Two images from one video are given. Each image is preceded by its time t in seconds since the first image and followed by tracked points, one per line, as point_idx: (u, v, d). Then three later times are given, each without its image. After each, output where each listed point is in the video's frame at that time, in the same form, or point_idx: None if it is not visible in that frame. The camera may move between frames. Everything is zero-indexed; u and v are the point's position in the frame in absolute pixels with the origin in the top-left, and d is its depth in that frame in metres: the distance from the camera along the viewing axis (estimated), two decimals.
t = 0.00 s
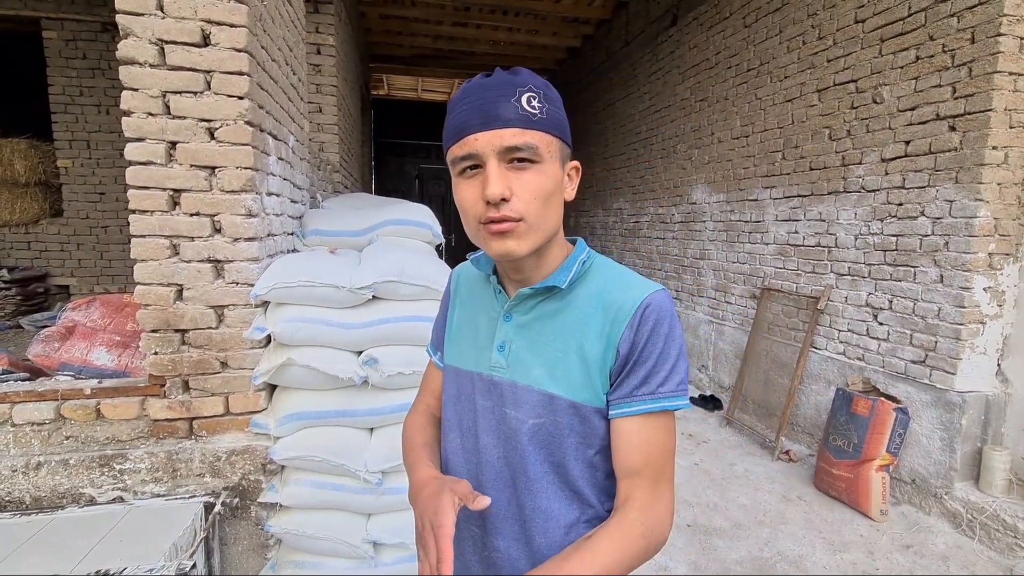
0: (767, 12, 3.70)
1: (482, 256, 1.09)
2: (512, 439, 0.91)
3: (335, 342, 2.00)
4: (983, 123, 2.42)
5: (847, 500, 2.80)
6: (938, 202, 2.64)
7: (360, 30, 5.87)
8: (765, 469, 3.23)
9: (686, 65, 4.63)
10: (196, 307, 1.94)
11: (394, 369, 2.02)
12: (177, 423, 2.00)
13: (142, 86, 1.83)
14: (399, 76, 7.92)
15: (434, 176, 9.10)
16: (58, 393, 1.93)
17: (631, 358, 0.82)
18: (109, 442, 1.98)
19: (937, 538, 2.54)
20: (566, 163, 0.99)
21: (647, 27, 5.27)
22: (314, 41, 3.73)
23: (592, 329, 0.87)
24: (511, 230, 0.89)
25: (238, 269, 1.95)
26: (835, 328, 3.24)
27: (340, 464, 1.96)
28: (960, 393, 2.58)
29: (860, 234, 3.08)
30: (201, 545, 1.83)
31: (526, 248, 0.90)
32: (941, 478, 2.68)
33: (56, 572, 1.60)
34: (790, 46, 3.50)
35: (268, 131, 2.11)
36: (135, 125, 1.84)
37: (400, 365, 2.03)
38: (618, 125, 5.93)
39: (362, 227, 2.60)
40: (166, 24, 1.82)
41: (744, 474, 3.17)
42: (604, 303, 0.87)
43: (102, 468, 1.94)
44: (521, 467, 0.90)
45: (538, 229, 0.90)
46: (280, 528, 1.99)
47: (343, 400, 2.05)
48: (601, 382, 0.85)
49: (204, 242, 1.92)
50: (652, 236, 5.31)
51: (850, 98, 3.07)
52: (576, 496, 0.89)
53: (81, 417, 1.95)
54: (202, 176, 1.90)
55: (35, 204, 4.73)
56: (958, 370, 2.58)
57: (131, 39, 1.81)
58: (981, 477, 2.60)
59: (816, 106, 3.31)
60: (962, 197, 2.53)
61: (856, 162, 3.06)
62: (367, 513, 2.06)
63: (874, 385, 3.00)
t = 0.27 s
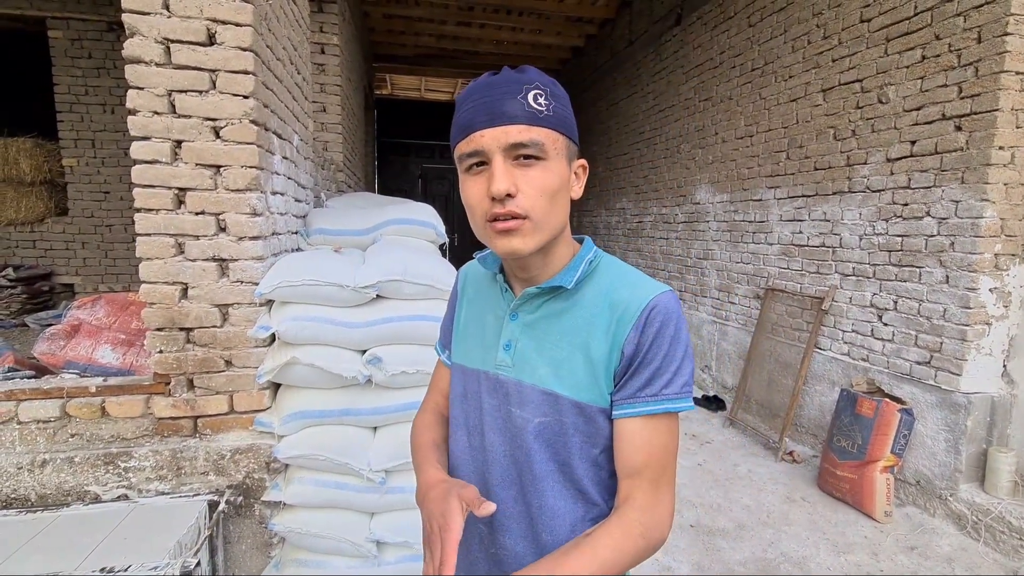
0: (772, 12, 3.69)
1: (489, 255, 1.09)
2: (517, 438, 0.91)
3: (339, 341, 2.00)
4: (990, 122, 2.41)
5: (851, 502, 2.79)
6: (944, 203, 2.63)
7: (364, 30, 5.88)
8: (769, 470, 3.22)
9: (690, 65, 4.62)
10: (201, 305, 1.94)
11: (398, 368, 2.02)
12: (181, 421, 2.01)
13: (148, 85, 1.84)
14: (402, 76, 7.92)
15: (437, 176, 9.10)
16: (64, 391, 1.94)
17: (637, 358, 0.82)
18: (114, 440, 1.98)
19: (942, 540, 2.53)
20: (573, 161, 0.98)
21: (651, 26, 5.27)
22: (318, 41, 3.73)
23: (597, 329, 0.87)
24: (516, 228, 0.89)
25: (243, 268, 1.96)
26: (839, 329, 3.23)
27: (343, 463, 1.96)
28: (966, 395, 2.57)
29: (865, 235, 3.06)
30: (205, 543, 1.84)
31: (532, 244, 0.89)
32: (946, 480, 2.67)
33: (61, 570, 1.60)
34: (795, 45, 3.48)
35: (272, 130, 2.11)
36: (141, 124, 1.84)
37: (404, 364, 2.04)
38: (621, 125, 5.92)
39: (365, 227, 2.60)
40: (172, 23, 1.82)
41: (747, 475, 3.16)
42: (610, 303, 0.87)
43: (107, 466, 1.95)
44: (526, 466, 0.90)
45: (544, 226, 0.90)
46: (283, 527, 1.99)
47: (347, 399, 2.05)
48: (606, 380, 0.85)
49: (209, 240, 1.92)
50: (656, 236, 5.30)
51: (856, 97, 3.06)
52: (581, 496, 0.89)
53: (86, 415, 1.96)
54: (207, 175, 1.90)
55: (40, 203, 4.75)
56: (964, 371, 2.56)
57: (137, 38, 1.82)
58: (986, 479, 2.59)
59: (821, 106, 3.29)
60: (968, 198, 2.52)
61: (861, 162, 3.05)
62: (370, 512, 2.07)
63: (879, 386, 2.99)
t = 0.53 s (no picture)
0: (777, 10, 3.67)
1: (497, 254, 1.09)
2: (524, 437, 0.90)
3: (343, 340, 2.01)
4: (998, 121, 2.39)
5: (856, 503, 2.78)
6: (950, 202, 2.61)
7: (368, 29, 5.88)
8: (773, 470, 3.21)
9: (695, 64, 4.61)
10: (205, 304, 1.95)
11: (401, 367, 2.02)
12: (186, 419, 2.01)
13: (154, 84, 1.84)
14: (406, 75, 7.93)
15: (440, 175, 9.10)
16: (69, 388, 1.95)
17: (645, 359, 0.82)
18: (119, 438, 1.99)
19: (948, 541, 2.52)
20: (581, 159, 0.98)
21: (655, 25, 5.25)
22: (323, 40, 3.74)
23: (604, 329, 0.86)
24: (523, 228, 0.89)
25: (247, 266, 1.96)
26: (844, 329, 3.22)
27: (347, 461, 1.97)
28: (972, 395, 2.56)
29: (870, 234, 3.05)
30: (210, 541, 1.84)
31: (539, 245, 0.89)
32: (951, 481, 2.65)
33: (66, 567, 1.61)
34: (800, 44, 3.47)
35: (277, 129, 2.12)
36: (147, 123, 1.85)
37: (408, 363, 2.04)
38: (625, 124, 5.91)
39: (369, 226, 2.60)
40: (177, 22, 1.83)
41: (751, 475, 3.15)
42: (617, 303, 0.87)
43: (113, 463, 1.95)
44: (533, 465, 0.90)
45: (551, 227, 0.90)
46: (287, 525, 2.00)
47: (351, 397, 2.06)
48: (614, 380, 0.85)
49: (214, 239, 1.93)
50: (659, 236, 5.28)
51: (861, 97, 3.05)
52: (587, 496, 0.89)
53: (91, 413, 1.97)
54: (212, 173, 1.90)
55: (46, 202, 4.78)
56: (971, 372, 2.55)
57: (142, 37, 1.82)
58: (992, 480, 2.57)
59: (826, 105, 3.28)
60: (975, 197, 2.51)
61: (867, 162, 3.03)
62: (373, 510, 2.07)
63: (884, 386, 2.98)
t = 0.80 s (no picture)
0: (782, 9, 3.66)
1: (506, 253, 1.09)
2: (532, 436, 0.90)
3: (347, 338, 2.01)
4: (1005, 120, 2.37)
5: (860, 503, 2.77)
6: (957, 202, 2.60)
7: (372, 29, 5.89)
8: (777, 471, 3.20)
9: (699, 63, 4.60)
10: (210, 302, 1.96)
11: (405, 366, 2.03)
12: (191, 417, 2.02)
13: (159, 83, 1.85)
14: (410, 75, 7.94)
15: (444, 174, 9.11)
16: (76, 386, 1.96)
17: (655, 359, 0.81)
18: (124, 435, 2.00)
19: (953, 543, 2.50)
20: (584, 157, 0.97)
21: (659, 25, 5.24)
22: (327, 40, 3.75)
23: (614, 328, 0.86)
24: (531, 241, 0.89)
25: (252, 265, 1.97)
26: (849, 329, 3.20)
27: (350, 459, 1.98)
28: (978, 396, 2.54)
29: (875, 234, 3.04)
30: (214, 538, 1.85)
31: (547, 255, 0.90)
32: (957, 482, 2.64)
33: (72, 563, 1.62)
34: (805, 43, 3.45)
35: (281, 129, 2.12)
36: (152, 122, 1.86)
37: (411, 362, 2.04)
38: (629, 124, 5.90)
39: (373, 225, 2.61)
40: (183, 22, 1.84)
41: (755, 476, 3.14)
42: (627, 302, 0.87)
43: (118, 461, 1.96)
44: (541, 464, 0.90)
45: (558, 234, 0.90)
46: (291, 522, 2.00)
47: (354, 396, 2.06)
48: (622, 380, 0.85)
49: (219, 238, 1.93)
50: (663, 235, 5.27)
51: (867, 96, 3.03)
52: (595, 495, 0.89)
53: (97, 410, 1.98)
54: (217, 172, 1.91)
55: (52, 201, 4.81)
56: (977, 372, 2.53)
57: (148, 37, 1.83)
58: (998, 482, 2.56)
59: (831, 104, 3.27)
60: (982, 197, 2.49)
61: (872, 161, 3.02)
62: (376, 509, 2.08)
63: (889, 387, 2.96)
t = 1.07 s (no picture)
0: (787, 8, 3.64)
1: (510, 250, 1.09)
2: (535, 437, 0.90)
3: (351, 337, 2.02)
4: (1012, 120, 2.36)
5: (864, 505, 2.76)
6: (963, 202, 2.58)
7: (376, 28, 5.90)
8: (781, 472, 3.19)
9: (703, 63, 4.58)
10: (215, 301, 1.96)
11: (409, 365, 2.03)
12: (195, 416, 2.03)
13: (165, 83, 1.86)
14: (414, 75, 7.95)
15: (448, 174, 9.11)
16: (81, 384, 1.97)
17: (660, 359, 0.81)
18: (130, 433, 2.01)
19: (959, 545, 2.49)
20: (599, 153, 0.96)
21: (663, 24, 5.23)
22: (332, 40, 3.76)
23: (617, 328, 0.86)
24: (526, 220, 0.89)
25: (256, 264, 1.97)
26: (854, 330, 3.19)
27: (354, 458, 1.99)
28: (984, 397, 2.53)
29: (880, 234, 3.02)
30: (218, 536, 1.85)
31: (540, 236, 0.90)
32: (962, 484, 2.62)
33: (77, 561, 1.63)
34: (810, 42, 3.44)
35: (286, 128, 2.13)
36: (158, 122, 1.86)
37: (415, 361, 2.05)
38: (633, 123, 5.89)
39: (377, 224, 2.61)
40: (188, 22, 1.84)
41: (759, 477, 3.13)
42: (631, 302, 0.86)
43: (123, 459, 1.97)
44: (544, 465, 0.90)
45: (555, 220, 0.89)
46: (294, 521, 2.01)
47: (358, 395, 2.06)
48: (625, 376, 0.84)
49: (223, 237, 1.94)
50: (667, 236, 5.25)
51: (873, 95, 3.02)
52: (599, 497, 0.88)
53: (103, 409, 1.99)
54: (222, 172, 1.92)
55: (58, 200, 4.84)
56: (983, 374, 2.52)
57: (154, 37, 1.84)
58: (1004, 484, 2.54)
59: (836, 104, 3.25)
60: (988, 197, 2.47)
61: (878, 161, 3.00)
62: (379, 508, 2.09)
63: (894, 388, 2.95)
